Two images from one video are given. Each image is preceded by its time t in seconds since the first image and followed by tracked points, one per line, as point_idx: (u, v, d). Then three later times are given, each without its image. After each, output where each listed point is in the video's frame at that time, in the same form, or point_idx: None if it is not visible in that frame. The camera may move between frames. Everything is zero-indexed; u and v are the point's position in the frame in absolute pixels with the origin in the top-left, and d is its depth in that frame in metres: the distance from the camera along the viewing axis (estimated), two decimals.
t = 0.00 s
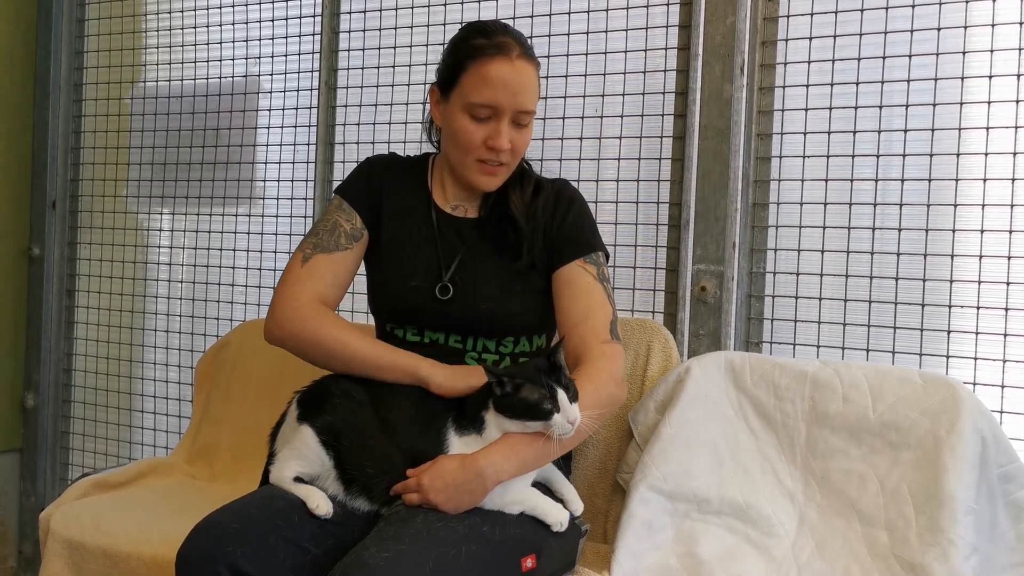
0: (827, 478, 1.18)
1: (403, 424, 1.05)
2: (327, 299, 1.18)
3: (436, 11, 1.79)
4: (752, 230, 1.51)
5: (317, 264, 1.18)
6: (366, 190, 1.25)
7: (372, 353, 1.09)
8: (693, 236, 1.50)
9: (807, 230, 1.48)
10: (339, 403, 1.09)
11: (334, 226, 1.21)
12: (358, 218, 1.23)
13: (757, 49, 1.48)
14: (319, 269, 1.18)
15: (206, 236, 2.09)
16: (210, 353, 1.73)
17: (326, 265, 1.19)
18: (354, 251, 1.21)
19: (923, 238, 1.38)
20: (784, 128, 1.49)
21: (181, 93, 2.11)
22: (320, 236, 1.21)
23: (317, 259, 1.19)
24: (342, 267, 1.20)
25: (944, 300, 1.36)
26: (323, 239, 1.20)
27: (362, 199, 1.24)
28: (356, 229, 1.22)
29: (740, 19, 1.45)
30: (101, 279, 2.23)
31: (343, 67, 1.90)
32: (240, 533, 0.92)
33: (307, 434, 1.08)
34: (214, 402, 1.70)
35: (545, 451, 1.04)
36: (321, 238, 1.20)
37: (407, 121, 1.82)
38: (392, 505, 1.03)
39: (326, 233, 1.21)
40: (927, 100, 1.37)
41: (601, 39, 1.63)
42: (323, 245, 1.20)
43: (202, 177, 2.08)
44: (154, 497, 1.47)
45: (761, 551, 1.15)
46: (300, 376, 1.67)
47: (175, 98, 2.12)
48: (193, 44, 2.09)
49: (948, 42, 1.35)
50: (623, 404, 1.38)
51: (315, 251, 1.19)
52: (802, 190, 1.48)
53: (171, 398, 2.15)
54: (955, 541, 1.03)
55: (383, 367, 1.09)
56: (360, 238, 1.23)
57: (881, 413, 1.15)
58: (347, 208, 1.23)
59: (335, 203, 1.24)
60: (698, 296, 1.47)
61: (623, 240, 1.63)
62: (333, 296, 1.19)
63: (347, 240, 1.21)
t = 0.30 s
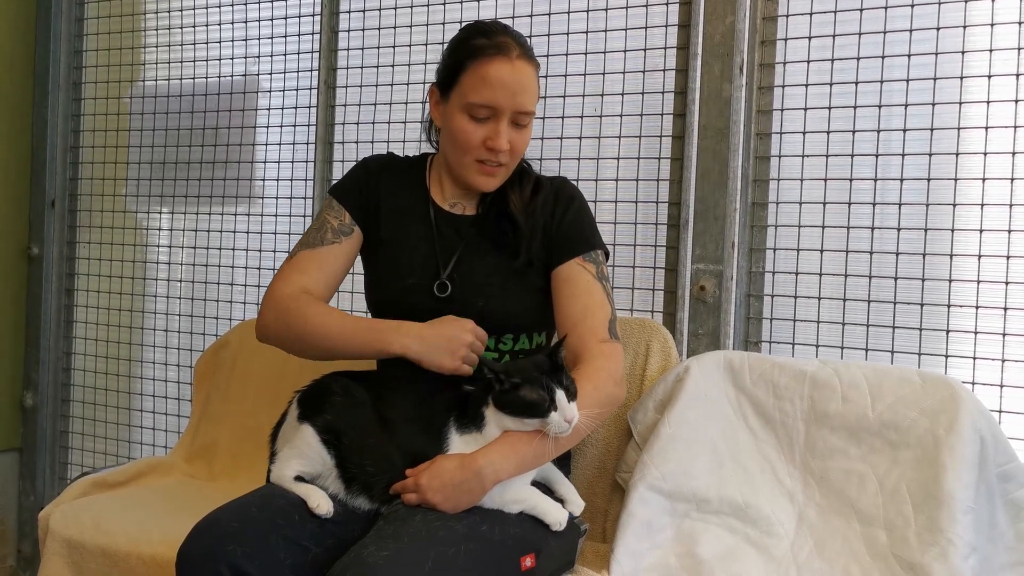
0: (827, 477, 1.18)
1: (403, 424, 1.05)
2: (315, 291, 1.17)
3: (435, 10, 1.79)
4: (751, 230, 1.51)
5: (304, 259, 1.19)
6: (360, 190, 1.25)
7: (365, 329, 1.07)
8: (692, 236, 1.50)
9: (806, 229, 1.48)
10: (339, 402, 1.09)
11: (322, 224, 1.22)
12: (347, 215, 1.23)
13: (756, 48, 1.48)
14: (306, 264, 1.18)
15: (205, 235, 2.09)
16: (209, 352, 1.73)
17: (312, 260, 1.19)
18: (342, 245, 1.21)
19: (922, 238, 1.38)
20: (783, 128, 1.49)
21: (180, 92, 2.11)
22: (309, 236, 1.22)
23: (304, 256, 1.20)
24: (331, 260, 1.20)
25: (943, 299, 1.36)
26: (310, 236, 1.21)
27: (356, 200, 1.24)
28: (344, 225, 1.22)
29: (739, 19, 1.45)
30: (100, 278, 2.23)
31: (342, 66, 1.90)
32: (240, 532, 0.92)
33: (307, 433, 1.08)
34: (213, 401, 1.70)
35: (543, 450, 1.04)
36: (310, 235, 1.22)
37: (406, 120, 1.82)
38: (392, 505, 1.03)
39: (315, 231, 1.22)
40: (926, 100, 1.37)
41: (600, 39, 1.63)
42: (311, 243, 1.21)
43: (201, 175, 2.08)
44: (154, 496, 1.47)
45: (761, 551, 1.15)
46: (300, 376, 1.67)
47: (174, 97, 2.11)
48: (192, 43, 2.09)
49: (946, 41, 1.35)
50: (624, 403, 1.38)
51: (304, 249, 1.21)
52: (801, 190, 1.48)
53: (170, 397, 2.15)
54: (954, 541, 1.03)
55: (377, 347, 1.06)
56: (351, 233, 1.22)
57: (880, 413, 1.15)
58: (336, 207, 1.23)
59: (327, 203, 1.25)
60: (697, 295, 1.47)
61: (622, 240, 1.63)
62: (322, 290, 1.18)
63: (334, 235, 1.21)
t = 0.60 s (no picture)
0: (827, 477, 1.18)
1: (403, 424, 1.05)
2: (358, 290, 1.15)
3: (435, 10, 1.79)
4: (751, 229, 1.51)
5: (335, 260, 1.16)
6: (364, 189, 1.24)
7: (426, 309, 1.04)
8: (692, 236, 1.49)
9: (807, 229, 1.48)
10: (339, 402, 1.09)
11: (342, 224, 1.20)
12: (363, 214, 1.21)
13: (757, 48, 1.48)
14: (339, 264, 1.16)
15: (206, 235, 2.09)
16: (209, 352, 1.74)
17: (343, 259, 1.16)
18: (368, 243, 1.19)
19: (922, 237, 1.38)
20: (784, 127, 1.49)
21: (181, 92, 2.11)
22: (331, 238, 1.19)
23: (333, 257, 1.17)
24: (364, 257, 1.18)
25: (943, 299, 1.36)
26: (334, 238, 1.19)
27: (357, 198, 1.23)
28: (364, 223, 1.20)
29: (740, 18, 1.44)
30: (101, 277, 2.23)
31: (343, 66, 1.90)
32: (240, 532, 0.92)
33: (307, 432, 1.08)
34: (214, 402, 1.70)
35: (541, 450, 1.04)
36: (331, 238, 1.19)
37: (406, 120, 1.82)
38: (392, 504, 1.03)
39: (336, 232, 1.19)
40: (927, 100, 1.37)
41: (601, 38, 1.63)
42: (336, 245, 1.18)
43: (202, 175, 2.08)
44: (154, 495, 1.47)
45: (761, 550, 1.15)
46: (298, 374, 1.66)
47: (175, 96, 2.11)
48: (192, 43, 2.09)
49: (947, 41, 1.35)
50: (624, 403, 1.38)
51: (330, 252, 1.18)
52: (801, 189, 1.48)
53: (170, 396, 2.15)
54: (954, 540, 1.03)
55: (434, 311, 1.04)
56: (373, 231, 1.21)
57: (880, 412, 1.15)
58: (350, 206, 1.22)
59: (334, 206, 1.23)
60: (698, 295, 1.47)
61: (622, 239, 1.63)
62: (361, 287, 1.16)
63: (359, 233, 1.19)
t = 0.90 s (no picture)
0: (827, 476, 1.18)
1: (403, 423, 1.05)
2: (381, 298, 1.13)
3: (436, 9, 1.79)
4: (751, 228, 1.51)
5: (355, 267, 1.13)
6: (369, 190, 1.22)
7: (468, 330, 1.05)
8: (693, 235, 1.49)
9: (807, 228, 1.48)
10: (340, 401, 1.09)
11: (354, 228, 1.17)
12: (374, 215, 1.20)
13: (757, 47, 1.48)
14: (360, 270, 1.13)
15: (207, 234, 2.09)
16: (210, 351, 1.74)
17: (363, 266, 1.14)
18: (382, 244, 1.17)
19: (923, 237, 1.38)
20: (784, 127, 1.49)
21: (182, 91, 2.11)
22: (345, 243, 1.16)
23: (353, 264, 1.14)
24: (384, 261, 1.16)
25: (944, 298, 1.36)
26: (350, 243, 1.16)
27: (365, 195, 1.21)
28: (375, 223, 1.18)
29: (741, 18, 1.44)
30: (101, 277, 2.23)
31: (343, 65, 1.90)
32: (241, 532, 0.92)
33: (307, 432, 1.08)
34: (214, 402, 1.70)
35: (544, 451, 1.05)
36: (347, 244, 1.16)
37: (407, 119, 1.82)
38: (392, 504, 1.03)
39: (350, 237, 1.16)
40: (927, 99, 1.37)
41: (601, 37, 1.63)
42: (352, 249, 1.15)
43: (203, 174, 2.08)
44: (155, 495, 1.47)
45: (762, 550, 1.15)
46: (299, 375, 1.66)
47: (176, 95, 2.11)
48: (193, 42, 2.09)
49: (948, 40, 1.35)
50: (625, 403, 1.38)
51: (348, 259, 1.15)
52: (802, 189, 1.48)
53: (171, 395, 2.15)
54: (955, 540, 1.03)
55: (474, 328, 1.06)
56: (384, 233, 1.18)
57: (881, 412, 1.16)
58: (358, 208, 1.20)
59: (340, 210, 1.21)
60: (699, 294, 1.47)
61: (623, 239, 1.63)
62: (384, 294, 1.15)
63: (373, 235, 1.17)
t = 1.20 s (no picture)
0: (828, 475, 1.18)
1: (403, 423, 1.05)
2: (363, 309, 1.17)
3: (436, 9, 1.79)
4: (752, 228, 1.51)
5: (340, 276, 1.17)
6: (369, 192, 1.24)
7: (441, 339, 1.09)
8: (694, 234, 1.49)
9: (807, 228, 1.48)
10: (340, 400, 1.09)
11: (344, 235, 1.20)
12: (366, 221, 1.22)
13: (758, 47, 1.48)
14: (344, 279, 1.17)
15: (207, 234, 2.09)
16: (211, 350, 1.73)
17: (348, 276, 1.17)
18: (370, 253, 1.19)
19: (924, 236, 1.38)
20: (785, 126, 1.49)
21: (182, 90, 2.11)
22: (335, 250, 1.20)
23: (339, 273, 1.18)
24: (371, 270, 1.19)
25: (945, 298, 1.36)
26: (338, 251, 1.19)
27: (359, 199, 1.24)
28: (365, 230, 1.20)
29: (741, 17, 1.44)
30: (102, 276, 2.23)
31: (344, 65, 1.90)
32: (241, 531, 0.92)
33: (307, 431, 1.08)
34: (215, 401, 1.70)
35: (545, 454, 1.04)
36: (336, 252, 1.19)
37: (408, 118, 1.82)
38: (392, 503, 1.03)
39: (339, 245, 1.20)
40: (928, 98, 1.36)
41: (602, 37, 1.63)
42: (340, 257, 1.19)
43: (204, 174, 2.08)
44: (155, 493, 1.48)
45: (762, 549, 1.15)
46: (299, 373, 1.66)
47: (177, 95, 2.11)
48: (194, 42, 2.09)
49: (949, 40, 1.35)
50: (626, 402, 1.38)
51: (334, 267, 1.19)
52: (803, 188, 1.48)
53: (171, 394, 2.15)
54: (955, 539, 1.03)
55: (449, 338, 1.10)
56: (374, 241, 1.21)
57: (881, 411, 1.16)
58: (352, 214, 1.22)
59: (338, 214, 1.24)
60: (699, 294, 1.47)
61: (623, 238, 1.63)
62: (367, 304, 1.18)
63: (361, 243, 1.19)
